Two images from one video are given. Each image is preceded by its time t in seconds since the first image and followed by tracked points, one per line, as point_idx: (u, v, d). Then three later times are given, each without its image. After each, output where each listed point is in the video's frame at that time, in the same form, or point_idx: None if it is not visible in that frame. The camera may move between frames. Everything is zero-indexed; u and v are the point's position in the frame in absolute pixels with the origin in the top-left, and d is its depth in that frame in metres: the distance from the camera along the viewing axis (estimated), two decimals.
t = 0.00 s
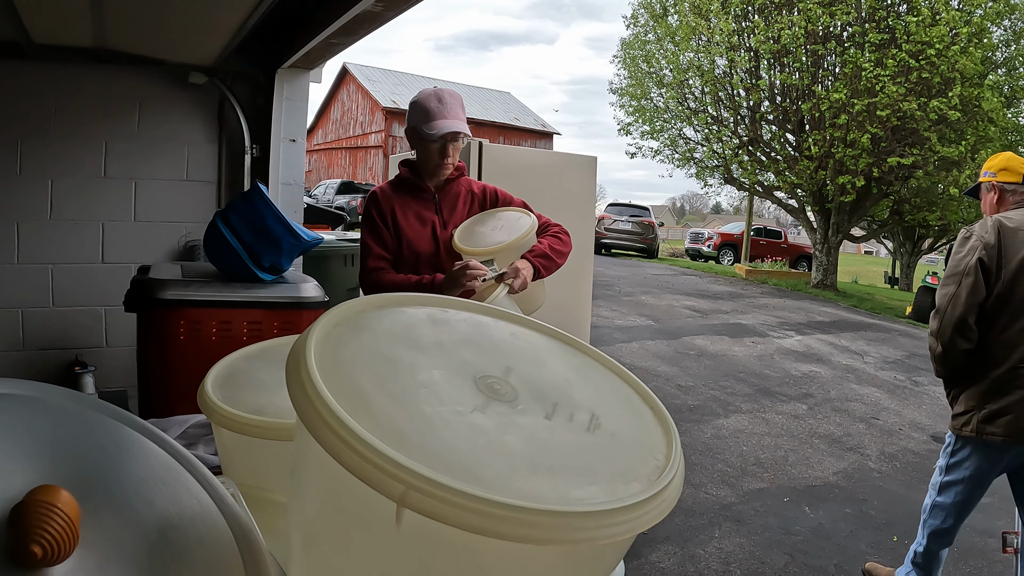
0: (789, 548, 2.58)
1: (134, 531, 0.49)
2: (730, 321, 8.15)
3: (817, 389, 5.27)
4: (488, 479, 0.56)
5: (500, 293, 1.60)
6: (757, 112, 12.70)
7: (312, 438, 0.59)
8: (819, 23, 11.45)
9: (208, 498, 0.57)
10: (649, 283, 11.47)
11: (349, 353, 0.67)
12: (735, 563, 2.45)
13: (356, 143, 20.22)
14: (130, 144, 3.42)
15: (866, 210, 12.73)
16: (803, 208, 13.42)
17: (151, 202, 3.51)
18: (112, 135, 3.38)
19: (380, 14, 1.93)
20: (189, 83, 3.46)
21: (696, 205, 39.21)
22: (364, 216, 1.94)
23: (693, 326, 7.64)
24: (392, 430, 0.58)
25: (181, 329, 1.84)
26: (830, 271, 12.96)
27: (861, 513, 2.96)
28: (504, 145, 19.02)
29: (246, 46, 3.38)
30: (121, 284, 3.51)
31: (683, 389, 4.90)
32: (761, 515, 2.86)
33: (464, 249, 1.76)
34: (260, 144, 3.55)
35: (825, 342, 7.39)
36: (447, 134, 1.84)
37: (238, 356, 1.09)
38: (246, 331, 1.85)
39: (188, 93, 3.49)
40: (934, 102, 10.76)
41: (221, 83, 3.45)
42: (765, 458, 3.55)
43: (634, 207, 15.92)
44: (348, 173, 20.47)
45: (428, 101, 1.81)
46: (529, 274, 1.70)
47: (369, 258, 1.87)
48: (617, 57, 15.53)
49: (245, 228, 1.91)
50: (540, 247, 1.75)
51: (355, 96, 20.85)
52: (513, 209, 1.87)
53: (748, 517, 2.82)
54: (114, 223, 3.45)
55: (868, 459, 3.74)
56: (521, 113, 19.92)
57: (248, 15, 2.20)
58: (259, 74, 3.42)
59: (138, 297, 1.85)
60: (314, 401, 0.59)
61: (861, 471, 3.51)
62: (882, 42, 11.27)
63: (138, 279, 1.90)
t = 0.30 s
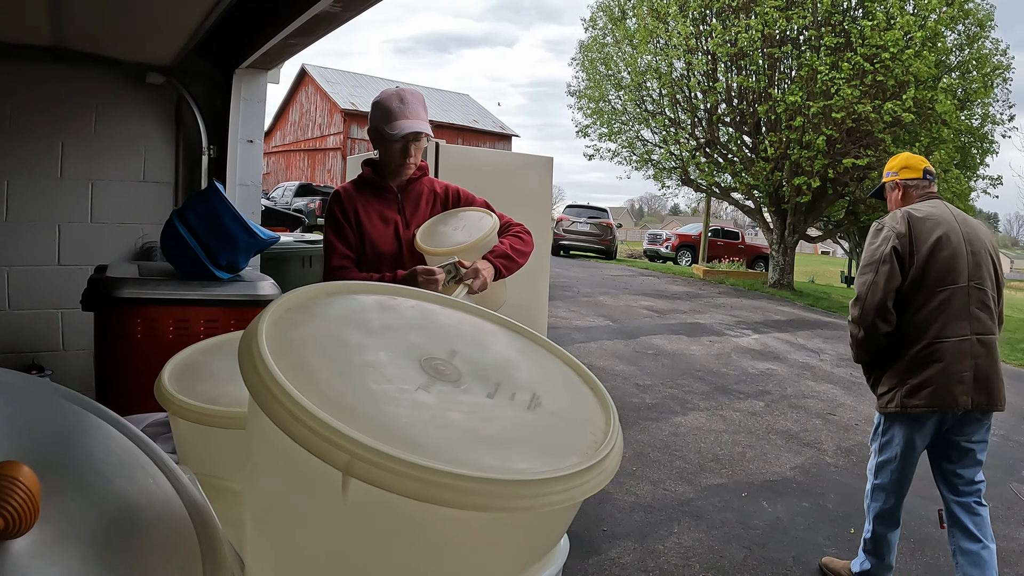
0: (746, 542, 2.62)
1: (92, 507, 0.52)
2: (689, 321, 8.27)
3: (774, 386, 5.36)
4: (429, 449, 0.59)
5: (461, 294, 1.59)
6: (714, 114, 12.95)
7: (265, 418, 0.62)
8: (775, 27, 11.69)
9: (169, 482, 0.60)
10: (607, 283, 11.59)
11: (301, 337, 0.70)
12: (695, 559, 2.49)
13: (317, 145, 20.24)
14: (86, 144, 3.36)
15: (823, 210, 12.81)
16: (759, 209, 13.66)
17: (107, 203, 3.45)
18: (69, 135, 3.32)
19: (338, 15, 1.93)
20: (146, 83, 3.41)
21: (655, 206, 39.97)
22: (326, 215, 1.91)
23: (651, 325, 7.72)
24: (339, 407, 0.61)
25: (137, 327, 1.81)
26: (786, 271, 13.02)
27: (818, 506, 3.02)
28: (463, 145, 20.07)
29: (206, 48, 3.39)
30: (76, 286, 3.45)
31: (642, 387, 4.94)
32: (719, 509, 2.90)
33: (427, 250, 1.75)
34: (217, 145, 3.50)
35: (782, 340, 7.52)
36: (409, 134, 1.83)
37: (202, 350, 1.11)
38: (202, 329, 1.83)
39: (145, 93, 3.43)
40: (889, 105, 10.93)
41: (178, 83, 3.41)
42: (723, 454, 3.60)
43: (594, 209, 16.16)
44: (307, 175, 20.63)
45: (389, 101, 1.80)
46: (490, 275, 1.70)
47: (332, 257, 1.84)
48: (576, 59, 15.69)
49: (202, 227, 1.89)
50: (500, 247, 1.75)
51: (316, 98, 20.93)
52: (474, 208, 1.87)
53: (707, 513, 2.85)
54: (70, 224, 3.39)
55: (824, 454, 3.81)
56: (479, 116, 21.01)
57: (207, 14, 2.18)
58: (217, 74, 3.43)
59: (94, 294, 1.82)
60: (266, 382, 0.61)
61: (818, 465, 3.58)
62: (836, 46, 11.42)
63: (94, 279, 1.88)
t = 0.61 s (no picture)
0: (690, 538, 2.62)
1: (11, 509, 0.65)
2: (634, 321, 8.32)
3: (719, 384, 5.40)
4: (309, 444, 0.62)
5: (397, 298, 1.61)
6: (661, 116, 13.02)
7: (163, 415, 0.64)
8: (722, 31, 11.76)
9: (86, 486, 0.73)
10: (553, 285, 11.61)
11: (204, 338, 0.72)
12: (638, 555, 2.45)
13: (264, 147, 19.93)
14: (27, 147, 3.31)
15: (768, 211, 13.16)
16: (706, 209, 13.85)
17: (48, 208, 3.39)
18: (8, 137, 3.26)
19: (280, 19, 1.93)
20: (87, 86, 3.37)
21: (606, 207, 40.37)
22: (270, 218, 1.88)
23: (595, 326, 7.73)
24: (229, 403, 0.63)
25: (73, 333, 1.79)
26: (733, 271, 13.49)
27: (761, 502, 3.04)
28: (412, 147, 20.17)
29: (148, 49, 3.34)
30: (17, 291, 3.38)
31: (588, 387, 4.92)
32: (664, 507, 2.89)
33: (367, 254, 1.75)
34: (160, 148, 3.53)
35: (727, 339, 7.61)
36: (352, 139, 1.81)
37: (123, 357, 1.11)
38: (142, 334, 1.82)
39: (86, 95, 3.39)
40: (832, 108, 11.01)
41: (121, 86, 3.40)
42: (667, 453, 3.60)
43: (542, 211, 16.16)
44: (254, 178, 20.44)
45: (333, 105, 1.79)
46: (428, 279, 1.71)
47: (277, 259, 1.81)
48: (523, 62, 15.71)
49: (137, 233, 1.91)
50: (441, 250, 1.79)
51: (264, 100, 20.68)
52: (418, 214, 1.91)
53: (652, 511, 2.83)
54: (10, 228, 3.32)
55: (768, 451, 3.84)
56: (428, 117, 21.14)
57: (149, 14, 2.14)
58: (160, 76, 3.43)
59: (31, 301, 1.80)
60: (164, 380, 0.64)
61: (761, 462, 3.61)
62: (782, 50, 11.49)
63: (31, 284, 1.84)
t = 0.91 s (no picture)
0: (623, 535, 2.66)
1: None
2: (573, 322, 8.39)
3: (656, 383, 5.48)
4: (163, 436, 0.69)
5: (324, 304, 1.69)
6: (601, 119, 13.02)
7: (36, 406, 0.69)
8: (663, 36, 11.71)
9: None
10: (493, 286, 11.62)
11: (82, 335, 0.77)
12: (570, 552, 2.48)
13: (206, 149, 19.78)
14: None
15: (707, 212, 13.56)
16: (647, 211, 14.17)
17: None
18: None
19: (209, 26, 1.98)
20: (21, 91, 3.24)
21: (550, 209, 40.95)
22: (202, 224, 1.93)
23: (532, 327, 7.76)
24: (95, 396, 0.69)
25: None
26: (673, 271, 13.87)
27: (694, 498, 3.10)
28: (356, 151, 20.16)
29: (80, 52, 3.24)
30: None
31: (526, 388, 4.94)
32: (597, 504, 2.94)
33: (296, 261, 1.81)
34: (94, 154, 3.38)
35: (664, 338, 7.77)
36: (282, 147, 1.86)
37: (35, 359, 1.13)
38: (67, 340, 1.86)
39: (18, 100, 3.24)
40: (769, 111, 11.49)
41: (55, 91, 3.27)
42: (602, 451, 3.65)
43: (485, 213, 16.28)
44: (197, 180, 20.36)
45: (263, 114, 1.81)
46: (354, 286, 1.79)
47: (211, 265, 1.87)
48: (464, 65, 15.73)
49: (59, 242, 2.00)
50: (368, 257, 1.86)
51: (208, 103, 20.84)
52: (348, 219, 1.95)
53: (585, 508, 2.86)
54: None
55: (702, 447, 3.92)
56: (372, 120, 21.39)
57: (84, 15, 2.11)
58: (93, 82, 3.31)
59: None
60: (38, 374, 0.69)
61: (695, 459, 3.67)
62: (721, 53, 11.69)
63: None
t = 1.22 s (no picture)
0: (543, 529, 2.88)
1: None
2: (502, 321, 8.68)
3: (583, 380, 5.76)
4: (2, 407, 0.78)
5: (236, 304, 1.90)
6: (534, 120, 14.01)
7: None
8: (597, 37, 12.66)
9: None
10: (424, 288, 11.86)
11: None
12: (489, 547, 2.72)
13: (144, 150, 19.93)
14: None
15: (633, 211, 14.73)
16: (578, 210, 15.18)
17: None
18: None
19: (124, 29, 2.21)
20: None
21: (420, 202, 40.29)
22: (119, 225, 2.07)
23: (463, 326, 8.04)
24: None
25: None
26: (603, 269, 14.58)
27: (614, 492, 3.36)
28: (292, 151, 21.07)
29: None
30: None
31: (453, 387, 5.14)
32: (518, 500, 3.17)
33: (210, 262, 2.01)
34: (15, 156, 3.28)
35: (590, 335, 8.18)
36: (197, 149, 2.05)
37: None
38: None
39: None
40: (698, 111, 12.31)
41: None
42: (525, 448, 3.89)
43: (419, 214, 16.89)
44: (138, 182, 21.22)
45: (179, 118, 2.01)
46: (266, 286, 2.00)
47: (126, 267, 2.01)
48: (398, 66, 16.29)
49: None
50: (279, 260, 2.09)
51: (146, 105, 21.72)
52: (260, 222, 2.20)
53: (505, 504, 3.10)
54: None
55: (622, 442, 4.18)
56: (308, 120, 22.32)
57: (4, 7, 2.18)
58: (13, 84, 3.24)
59: None
60: None
61: (617, 454, 3.92)
62: (649, 54, 12.64)
63: None
